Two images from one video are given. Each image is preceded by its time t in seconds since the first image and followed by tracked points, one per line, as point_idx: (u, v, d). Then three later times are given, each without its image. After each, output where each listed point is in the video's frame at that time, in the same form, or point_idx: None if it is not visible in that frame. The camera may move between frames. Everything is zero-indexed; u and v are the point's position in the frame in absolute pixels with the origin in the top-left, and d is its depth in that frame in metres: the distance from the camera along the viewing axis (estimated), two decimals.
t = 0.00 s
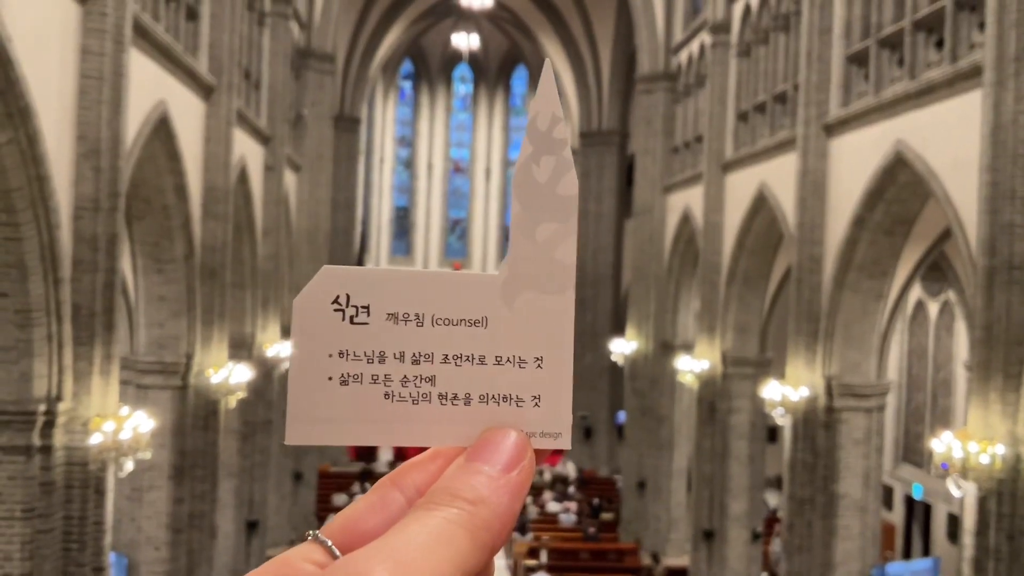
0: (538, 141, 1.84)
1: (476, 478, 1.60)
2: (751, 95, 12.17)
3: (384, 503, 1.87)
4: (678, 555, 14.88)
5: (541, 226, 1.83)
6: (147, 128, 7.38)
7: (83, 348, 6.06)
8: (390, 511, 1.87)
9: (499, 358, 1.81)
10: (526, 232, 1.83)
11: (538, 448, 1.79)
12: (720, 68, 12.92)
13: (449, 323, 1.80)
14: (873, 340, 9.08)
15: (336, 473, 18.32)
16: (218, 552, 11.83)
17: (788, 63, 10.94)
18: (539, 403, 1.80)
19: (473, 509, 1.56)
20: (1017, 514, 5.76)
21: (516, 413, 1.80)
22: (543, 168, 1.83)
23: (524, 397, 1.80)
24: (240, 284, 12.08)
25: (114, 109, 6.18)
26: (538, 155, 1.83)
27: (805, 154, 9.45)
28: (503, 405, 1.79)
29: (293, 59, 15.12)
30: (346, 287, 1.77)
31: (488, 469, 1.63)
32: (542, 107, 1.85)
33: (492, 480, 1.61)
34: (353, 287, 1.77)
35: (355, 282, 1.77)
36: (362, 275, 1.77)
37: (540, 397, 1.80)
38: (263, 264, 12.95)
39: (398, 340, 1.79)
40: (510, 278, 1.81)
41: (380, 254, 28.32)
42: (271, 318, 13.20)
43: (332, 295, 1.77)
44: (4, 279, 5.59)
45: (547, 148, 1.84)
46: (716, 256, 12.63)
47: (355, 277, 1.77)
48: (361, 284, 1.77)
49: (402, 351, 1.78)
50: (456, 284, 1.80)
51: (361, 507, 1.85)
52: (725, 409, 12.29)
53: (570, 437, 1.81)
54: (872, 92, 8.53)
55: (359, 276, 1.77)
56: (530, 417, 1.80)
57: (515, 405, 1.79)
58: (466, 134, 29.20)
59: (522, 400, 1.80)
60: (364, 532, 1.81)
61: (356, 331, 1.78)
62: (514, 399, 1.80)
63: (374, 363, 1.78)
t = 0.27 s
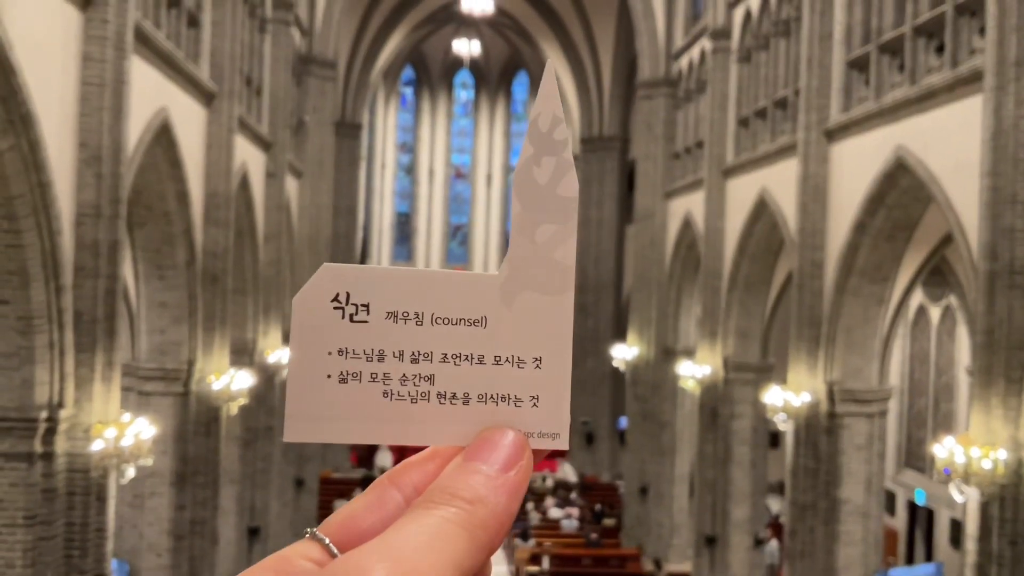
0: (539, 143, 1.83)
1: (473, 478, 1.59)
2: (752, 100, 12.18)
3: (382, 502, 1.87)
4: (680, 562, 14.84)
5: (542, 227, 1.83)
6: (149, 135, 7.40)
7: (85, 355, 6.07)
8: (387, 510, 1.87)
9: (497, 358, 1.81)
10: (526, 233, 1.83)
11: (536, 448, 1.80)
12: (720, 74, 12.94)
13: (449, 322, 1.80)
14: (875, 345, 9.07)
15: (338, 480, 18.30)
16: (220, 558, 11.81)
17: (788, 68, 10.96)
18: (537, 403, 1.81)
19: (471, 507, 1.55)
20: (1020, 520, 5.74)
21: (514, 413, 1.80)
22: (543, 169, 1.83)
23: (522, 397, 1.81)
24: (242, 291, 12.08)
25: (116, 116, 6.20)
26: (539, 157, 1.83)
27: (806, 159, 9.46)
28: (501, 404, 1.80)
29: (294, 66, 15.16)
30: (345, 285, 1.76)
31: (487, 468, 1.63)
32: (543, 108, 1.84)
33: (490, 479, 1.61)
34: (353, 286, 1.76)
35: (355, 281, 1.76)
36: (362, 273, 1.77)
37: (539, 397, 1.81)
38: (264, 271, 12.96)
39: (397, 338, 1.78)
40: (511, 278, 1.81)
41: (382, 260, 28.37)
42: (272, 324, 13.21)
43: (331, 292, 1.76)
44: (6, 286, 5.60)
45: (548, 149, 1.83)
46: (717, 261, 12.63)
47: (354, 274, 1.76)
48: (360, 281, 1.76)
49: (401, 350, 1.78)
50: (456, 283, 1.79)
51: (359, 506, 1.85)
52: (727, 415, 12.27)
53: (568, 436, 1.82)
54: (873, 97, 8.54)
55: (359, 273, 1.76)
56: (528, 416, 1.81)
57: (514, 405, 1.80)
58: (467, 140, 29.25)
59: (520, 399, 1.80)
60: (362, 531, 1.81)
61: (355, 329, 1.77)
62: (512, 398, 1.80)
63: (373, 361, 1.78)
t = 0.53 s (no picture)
0: (547, 144, 1.82)
1: (477, 478, 1.60)
2: (752, 104, 12.18)
3: (386, 501, 1.88)
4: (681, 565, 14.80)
5: (549, 228, 1.82)
6: (150, 139, 7.41)
7: (86, 359, 6.08)
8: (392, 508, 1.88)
9: (503, 359, 1.80)
10: (533, 234, 1.82)
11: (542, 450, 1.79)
12: (720, 77, 12.96)
13: (455, 321, 1.80)
14: (875, 348, 9.06)
15: (338, 483, 18.28)
16: (220, 562, 11.80)
17: (788, 71, 10.98)
18: (542, 404, 1.80)
19: (476, 506, 1.55)
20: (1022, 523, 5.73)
21: (519, 414, 1.79)
22: (551, 170, 1.82)
23: (528, 397, 1.80)
24: (242, 294, 12.09)
25: (117, 120, 6.21)
26: (547, 159, 1.82)
27: (806, 163, 9.47)
28: (505, 404, 1.79)
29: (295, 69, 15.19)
30: (351, 284, 1.77)
31: (491, 469, 1.64)
32: (552, 110, 1.83)
33: (494, 479, 1.61)
34: (360, 284, 1.77)
35: (363, 280, 1.77)
36: (370, 272, 1.78)
37: (544, 398, 1.80)
38: (265, 274, 12.98)
39: (403, 337, 1.79)
40: (517, 278, 1.81)
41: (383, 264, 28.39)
42: (273, 328, 13.22)
43: (338, 290, 1.77)
44: (7, 290, 5.61)
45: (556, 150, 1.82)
46: (718, 264, 12.63)
47: (361, 274, 1.77)
48: (367, 281, 1.77)
49: (407, 349, 1.79)
50: (462, 283, 1.80)
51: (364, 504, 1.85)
52: (728, 418, 12.26)
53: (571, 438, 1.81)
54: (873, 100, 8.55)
55: (365, 273, 1.77)
56: (533, 417, 1.79)
57: (519, 405, 1.79)
58: (468, 144, 29.28)
59: (525, 399, 1.79)
60: (367, 530, 1.81)
61: (361, 327, 1.78)
62: (517, 399, 1.79)
63: (379, 360, 1.78)
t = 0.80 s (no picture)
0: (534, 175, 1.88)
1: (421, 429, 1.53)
2: (752, 107, 12.20)
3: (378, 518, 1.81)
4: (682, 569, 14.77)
5: (538, 247, 1.84)
6: (150, 143, 7.42)
7: (85, 363, 6.08)
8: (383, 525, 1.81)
9: (494, 367, 1.78)
10: (524, 252, 1.84)
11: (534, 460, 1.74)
12: (720, 81, 12.98)
13: (446, 330, 1.79)
14: (875, 351, 9.06)
15: (339, 487, 18.27)
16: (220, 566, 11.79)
17: (788, 75, 10.99)
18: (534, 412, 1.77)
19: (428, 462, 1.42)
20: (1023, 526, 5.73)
21: (511, 421, 1.75)
22: (538, 196, 1.86)
23: (520, 405, 1.77)
24: (243, 298, 12.09)
25: (117, 124, 6.22)
26: (535, 188, 1.87)
27: (806, 167, 9.48)
28: (496, 410, 1.75)
29: (295, 73, 15.22)
30: (346, 297, 1.79)
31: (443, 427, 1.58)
32: (538, 145, 1.91)
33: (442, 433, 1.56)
34: (353, 298, 1.79)
35: (358, 295, 1.79)
36: (365, 288, 1.80)
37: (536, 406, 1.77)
38: (265, 278, 12.99)
39: (396, 345, 1.78)
40: (509, 290, 1.81)
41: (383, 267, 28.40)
42: (273, 332, 13.22)
43: (332, 304, 1.78)
44: (7, 294, 5.61)
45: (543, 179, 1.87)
46: (718, 268, 12.63)
47: (354, 291, 1.79)
48: (360, 295, 1.79)
49: (399, 357, 1.77)
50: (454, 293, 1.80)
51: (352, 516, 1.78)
52: (728, 421, 12.25)
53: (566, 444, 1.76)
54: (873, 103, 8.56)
55: (358, 289, 1.80)
56: (524, 424, 1.76)
57: (512, 412, 1.76)
58: (468, 147, 29.31)
59: (517, 405, 1.76)
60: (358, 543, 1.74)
61: (355, 338, 1.77)
62: (510, 405, 1.76)
63: (372, 368, 1.76)
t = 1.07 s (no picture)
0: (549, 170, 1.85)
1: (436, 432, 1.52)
2: (751, 110, 12.22)
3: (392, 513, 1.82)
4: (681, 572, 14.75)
5: (552, 245, 1.82)
6: (150, 146, 7.42)
7: (85, 365, 6.08)
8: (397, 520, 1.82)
9: (508, 367, 1.79)
10: (538, 249, 1.82)
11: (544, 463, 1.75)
12: (720, 84, 13.00)
13: (460, 332, 1.79)
14: (875, 354, 9.06)
15: (338, 490, 18.25)
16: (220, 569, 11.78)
17: (788, 78, 11.01)
18: (546, 413, 1.77)
19: (439, 461, 1.41)
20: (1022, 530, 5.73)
21: (523, 423, 1.76)
22: (552, 192, 1.84)
23: (533, 406, 1.77)
24: (243, 301, 12.09)
25: (117, 126, 6.22)
26: (550, 183, 1.85)
27: (805, 170, 9.50)
28: (509, 411, 1.75)
29: (295, 76, 15.24)
30: (360, 297, 1.80)
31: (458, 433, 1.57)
32: (555, 139, 1.88)
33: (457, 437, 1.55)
34: (368, 298, 1.79)
35: (373, 293, 1.79)
36: (379, 286, 1.80)
37: (549, 406, 1.77)
38: (265, 281, 13.00)
39: (410, 345, 1.78)
40: (522, 290, 1.80)
41: (382, 270, 28.41)
42: (272, 334, 13.22)
43: (346, 302, 1.79)
44: (8, 296, 5.61)
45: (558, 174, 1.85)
46: (717, 271, 12.65)
47: (368, 289, 1.79)
48: (374, 294, 1.79)
49: (413, 358, 1.78)
50: (468, 293, 1.80)
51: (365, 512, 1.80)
52: (727, 424, 12.25)
53: (578, 445, 1.77)
54: (872, 107, 8.58)
55: (372, 287, 1.80)
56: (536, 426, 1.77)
57: (525, 414, 1.76)
58: (468, 150, 29.33)
59: (528, 407, 1.77)
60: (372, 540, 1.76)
61: (370, 339, 1.78)
62: (523, 407, 1.76)
63: (386, 367, 1.77)
